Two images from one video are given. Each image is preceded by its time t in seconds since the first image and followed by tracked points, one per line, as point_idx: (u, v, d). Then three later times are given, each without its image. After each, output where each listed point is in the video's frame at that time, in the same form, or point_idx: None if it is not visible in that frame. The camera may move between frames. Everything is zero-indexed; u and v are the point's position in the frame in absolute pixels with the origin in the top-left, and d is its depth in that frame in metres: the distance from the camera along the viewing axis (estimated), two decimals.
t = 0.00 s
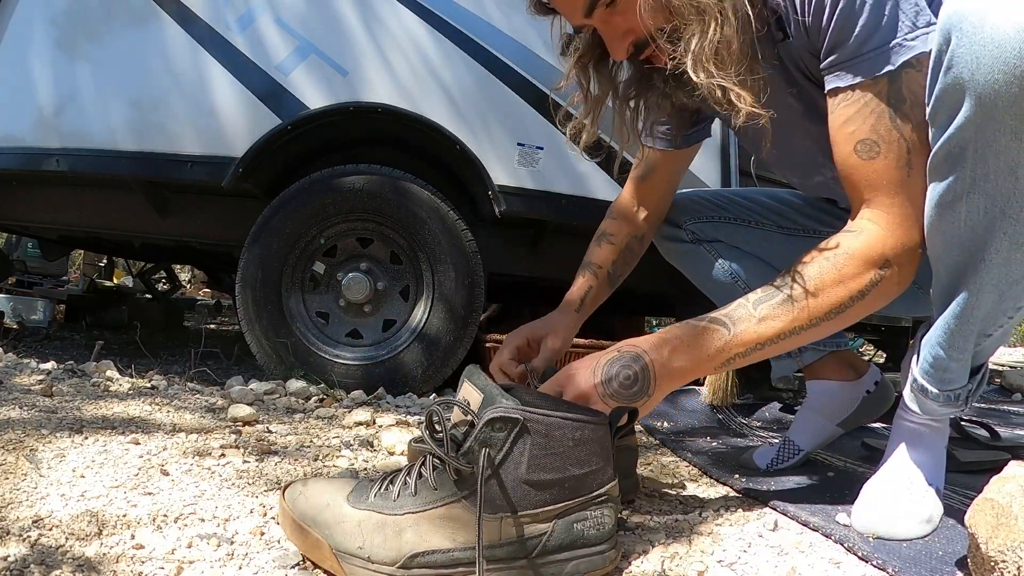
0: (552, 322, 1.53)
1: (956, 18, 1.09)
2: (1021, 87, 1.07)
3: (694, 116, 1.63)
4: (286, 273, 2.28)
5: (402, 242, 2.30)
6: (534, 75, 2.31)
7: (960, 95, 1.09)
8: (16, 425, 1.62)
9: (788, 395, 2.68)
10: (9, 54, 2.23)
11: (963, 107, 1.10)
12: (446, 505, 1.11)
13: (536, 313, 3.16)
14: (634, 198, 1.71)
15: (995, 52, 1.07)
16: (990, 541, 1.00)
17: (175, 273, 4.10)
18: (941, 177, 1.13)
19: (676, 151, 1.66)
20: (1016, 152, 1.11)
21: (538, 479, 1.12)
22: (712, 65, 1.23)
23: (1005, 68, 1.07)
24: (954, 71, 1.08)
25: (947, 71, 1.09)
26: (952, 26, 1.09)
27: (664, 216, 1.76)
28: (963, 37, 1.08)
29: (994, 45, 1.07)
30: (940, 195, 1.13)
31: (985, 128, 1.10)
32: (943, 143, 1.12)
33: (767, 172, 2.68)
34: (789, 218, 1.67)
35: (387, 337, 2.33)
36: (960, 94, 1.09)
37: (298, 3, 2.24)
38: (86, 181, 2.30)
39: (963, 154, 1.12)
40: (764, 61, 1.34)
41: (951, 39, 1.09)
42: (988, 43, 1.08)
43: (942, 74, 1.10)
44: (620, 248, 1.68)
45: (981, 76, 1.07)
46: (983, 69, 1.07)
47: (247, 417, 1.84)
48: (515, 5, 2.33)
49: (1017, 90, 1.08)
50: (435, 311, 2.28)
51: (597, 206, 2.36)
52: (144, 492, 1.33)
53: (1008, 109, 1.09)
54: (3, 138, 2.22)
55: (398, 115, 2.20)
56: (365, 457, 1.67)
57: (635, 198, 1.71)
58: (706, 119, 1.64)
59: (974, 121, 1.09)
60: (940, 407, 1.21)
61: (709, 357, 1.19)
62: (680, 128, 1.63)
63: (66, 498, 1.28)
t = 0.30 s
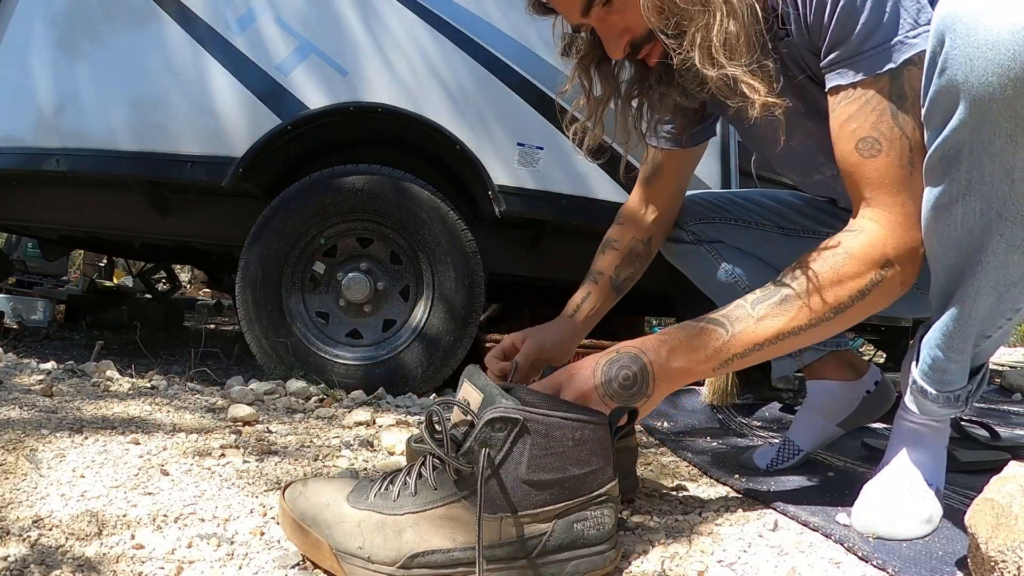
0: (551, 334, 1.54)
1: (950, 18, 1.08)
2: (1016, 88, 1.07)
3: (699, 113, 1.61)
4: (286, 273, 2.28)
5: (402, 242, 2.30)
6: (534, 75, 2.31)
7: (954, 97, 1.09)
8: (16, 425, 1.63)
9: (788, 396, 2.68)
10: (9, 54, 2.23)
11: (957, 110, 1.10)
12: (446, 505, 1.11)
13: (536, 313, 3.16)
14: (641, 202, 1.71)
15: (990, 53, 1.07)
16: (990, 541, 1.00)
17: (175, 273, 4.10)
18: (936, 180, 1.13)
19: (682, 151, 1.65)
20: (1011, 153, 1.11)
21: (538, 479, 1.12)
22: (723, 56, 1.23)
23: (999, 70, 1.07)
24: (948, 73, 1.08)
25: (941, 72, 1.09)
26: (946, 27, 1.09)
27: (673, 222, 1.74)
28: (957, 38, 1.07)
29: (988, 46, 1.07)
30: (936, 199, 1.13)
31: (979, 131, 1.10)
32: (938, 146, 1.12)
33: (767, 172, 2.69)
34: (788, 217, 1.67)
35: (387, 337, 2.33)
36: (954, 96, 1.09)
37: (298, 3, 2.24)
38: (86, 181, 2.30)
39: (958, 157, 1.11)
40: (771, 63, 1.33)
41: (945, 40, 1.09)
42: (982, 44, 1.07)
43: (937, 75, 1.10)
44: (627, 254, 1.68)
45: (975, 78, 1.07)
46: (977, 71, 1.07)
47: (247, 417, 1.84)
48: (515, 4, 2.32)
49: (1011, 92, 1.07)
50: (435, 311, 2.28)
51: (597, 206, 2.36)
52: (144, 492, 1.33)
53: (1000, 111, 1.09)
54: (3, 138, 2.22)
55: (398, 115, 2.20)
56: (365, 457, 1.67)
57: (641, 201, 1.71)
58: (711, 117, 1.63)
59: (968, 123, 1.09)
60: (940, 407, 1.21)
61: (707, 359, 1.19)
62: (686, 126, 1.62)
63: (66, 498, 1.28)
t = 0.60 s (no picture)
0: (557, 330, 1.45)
1: (940, 18, 1.08)
2: (1004, 87, 1.07)
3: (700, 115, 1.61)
4: (286, 273, 2.28)
5: (402, 242, 2.30)
6: (534, 76, 2.31)
7: (945, 97, 1.08)
8: (16, 425, 1.62)
9: (788, 395, 2.69)
10: (9, 54, 2.23)
11: (948, 110, 1.08)
12: (446, 505, 1.11)
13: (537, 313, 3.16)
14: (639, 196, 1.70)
15: (979, 53, 1.07)
16: (990, 542, 1.00)
17: (175, 273, 4.10)
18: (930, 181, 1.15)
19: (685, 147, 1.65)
20: (1003, 153, 1.10)
21: (538, 479, 1.12)
22: (727, 66, 1.22)
23: (987, 69, 1.06)
24: (940, 73, 1.06)
25: (933, 73, 1.07)
26: (937, 27, 1.08)
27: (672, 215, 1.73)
28: (947, 38, 1.06)
29: (976, 46, 1.06)
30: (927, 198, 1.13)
31: (970, 130, 1.09)
32: (930, 146, 1.11)
33: (767, 172, 2.69)
34: (788, 217, 1.68)
35: (387, 337, 2.33)
36: (945, 95, 1.08)
37: (298, 3, 2.24)
38: (86, 181, 2.30)
39: (950, 156, 1.11)
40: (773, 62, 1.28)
41: (935, 41, 1.07)
42: (970, 43, 1.06)
43: (928, 76, 1.08)
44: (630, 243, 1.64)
45: (966, 77, 1.06)
46: (966, 71, 1.06)
47: (247, 417, 1.84)
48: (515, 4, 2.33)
49: (1000, 91, 1.07)
50: (435, 311, 2.28)
51: (597, 206, 2.36)
52: (143, 492, 1.33)
53: (989, 110, 1.08)
54: (3, 138, 2.22)
55: (398, 115, 2.20)
56: (366, 457, 1.67)
57: (640, 198, 1.69)
58: (712, 115, 1.62)
59: (959, 123, 1.08)
60: (938, 407, 1.21)
61: (656, 353, 1.15)
62: (689, 125, 1.62)
63: (66, 498, 1.28)
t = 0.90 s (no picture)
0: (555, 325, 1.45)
1: (932, 19, 1.07)
2: (995, 86, 1.06)
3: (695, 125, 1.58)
4: (286, 273, 2.28)
5: (402, 242, 2.31)
6: (533, 75, 2.31)
7: (937, 96, 1.06)
8: (16, 425, 1.62)
9: (788, 395, 2.69)
10: (9, 54, 2.23)
11: (941, 109, 1.07)
12: (446, 505, 1.12)
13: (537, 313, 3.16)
14: (642, 198, 1.69)
15: (969, 52, 1.05)
16: (990, 542, 1.00)
17: (175, 273, 4.10)
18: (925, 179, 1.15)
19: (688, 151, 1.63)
20: (997, 150, 1.09)
21: (538, 479, 1.12)
22: (703, 80, 1.21)
23: (978, 68, 1.05)
24: (932, 72, 1.04)
25: (925, 72, 1.05)
26: (929, 27, 1.07)
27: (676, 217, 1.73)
28: (939, 39, 1.05)
29: (967, 45, 1.05)
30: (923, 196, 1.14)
31: (963, 128, 1.08)
32: (925, 145, 1.09)
33: (767, 172, 2.68)
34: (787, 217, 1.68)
35: (387, 337, 2.33)
36: (937, 95, 1.06)
37: (298, 3, 2.24)
38: (86, 181, 2.30)
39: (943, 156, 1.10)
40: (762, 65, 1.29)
41: (927, 41, 1.06)
42: (960, 43, 1.05)
43: (920, 76, 1.06)
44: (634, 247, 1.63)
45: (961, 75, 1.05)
46: (959, 70, 1.04)
47: (247, 417, 1.84)
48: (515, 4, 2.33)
49: (992, 89, 1.06)
50: (435, 311, 2.28)
51: (597, 206, 2.36)
52: (143, 492, 1.33)
53: (981, 108, 1.07)
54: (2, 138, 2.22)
55: (399, 115, 2.20)
56: (366, 458, 1.66)
57: (642, 200, 1.69)
58: (713, 124, 1.57)
59: (952, 122, 1.07)
60: (937, 405, 1.22)
61: (641, 349, 1.12)
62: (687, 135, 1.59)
63: (66, 498, 1.28)
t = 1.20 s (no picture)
0: (554, 340, 1.48)
1: (941, 18, 1.09)
2: (1004, 84, 1.06)
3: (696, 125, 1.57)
4: (286, 273, 2.28)
5: (402, 242, 2.31)
6: (534, 76, 2.31)
7: (946, 94, 1.07)
8: (16, 425, 1.62)
9: (788, 395, 2.70)
10: (9, 54, 2.23)
11: (949, 107, 1.08)
12: (446, 504, 1.12)
13: (536, 313, 3.16)
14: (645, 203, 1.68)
15: (977, 51, 1.06)
16: (990, 542, 1.00)
17: (175, 273, 4.10)
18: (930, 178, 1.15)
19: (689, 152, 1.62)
20: (1004, 148, 1.09)
21: (538, 479, 1.12)
22: (705, 82, 1.22)
23: (988, 66, 1.05)
24: (940, 71, 1.06)
25: (933, 71, 1.07)
26: (938, 26, 1.08)
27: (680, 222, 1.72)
28: (947, 38, 1.07)
29: (976, 45, 1.06)
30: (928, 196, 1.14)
31: (971, 126, 1.08)
32: (931, 143, 1.10)
33: (767, 172, 2.69)
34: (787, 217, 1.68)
35: (387, 337, 2.33)
36: (945, 93, 1.07)
37: (298, 3, 2.24)
38: (86, 181, 2.30)
39: (949, 155, 1.10)
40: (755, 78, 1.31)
41: (935, 40, 1.08)
42: (970, 42, 1.06)
43: (929, 74, 1.08)
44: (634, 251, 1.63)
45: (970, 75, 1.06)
46: (967, 69, 1.06)
47: (247, 417, 1.84)
48: (515, 4, 2.33)
49: (993, 89, 1.06)
50: (435, 310, 2.28)
51: (597, 206, 2.36)
52: (144, 492, 1.33)
53: (990, 106, 1.07)
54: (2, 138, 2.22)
55: (398, 115, 2.20)
56: (366, 457, 1.67)
57: (648, 205, 1.68)
58: (714, 124, 1.57)
59: (959, 120, 1.07)
60: (939, 405, 1.22)
61: (662, 365, 1.14)
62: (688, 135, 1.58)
63: (66, 498, 1.28)
